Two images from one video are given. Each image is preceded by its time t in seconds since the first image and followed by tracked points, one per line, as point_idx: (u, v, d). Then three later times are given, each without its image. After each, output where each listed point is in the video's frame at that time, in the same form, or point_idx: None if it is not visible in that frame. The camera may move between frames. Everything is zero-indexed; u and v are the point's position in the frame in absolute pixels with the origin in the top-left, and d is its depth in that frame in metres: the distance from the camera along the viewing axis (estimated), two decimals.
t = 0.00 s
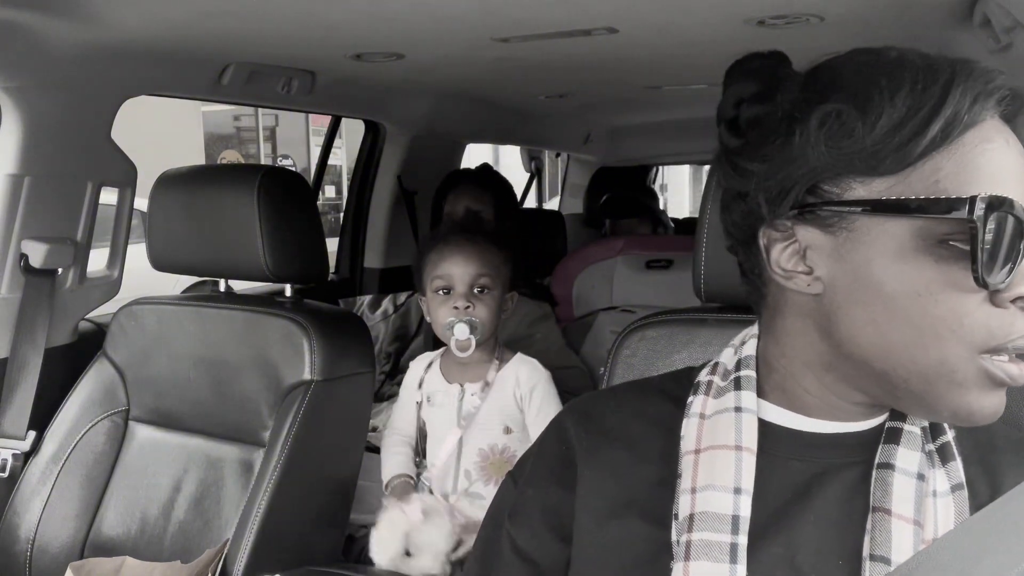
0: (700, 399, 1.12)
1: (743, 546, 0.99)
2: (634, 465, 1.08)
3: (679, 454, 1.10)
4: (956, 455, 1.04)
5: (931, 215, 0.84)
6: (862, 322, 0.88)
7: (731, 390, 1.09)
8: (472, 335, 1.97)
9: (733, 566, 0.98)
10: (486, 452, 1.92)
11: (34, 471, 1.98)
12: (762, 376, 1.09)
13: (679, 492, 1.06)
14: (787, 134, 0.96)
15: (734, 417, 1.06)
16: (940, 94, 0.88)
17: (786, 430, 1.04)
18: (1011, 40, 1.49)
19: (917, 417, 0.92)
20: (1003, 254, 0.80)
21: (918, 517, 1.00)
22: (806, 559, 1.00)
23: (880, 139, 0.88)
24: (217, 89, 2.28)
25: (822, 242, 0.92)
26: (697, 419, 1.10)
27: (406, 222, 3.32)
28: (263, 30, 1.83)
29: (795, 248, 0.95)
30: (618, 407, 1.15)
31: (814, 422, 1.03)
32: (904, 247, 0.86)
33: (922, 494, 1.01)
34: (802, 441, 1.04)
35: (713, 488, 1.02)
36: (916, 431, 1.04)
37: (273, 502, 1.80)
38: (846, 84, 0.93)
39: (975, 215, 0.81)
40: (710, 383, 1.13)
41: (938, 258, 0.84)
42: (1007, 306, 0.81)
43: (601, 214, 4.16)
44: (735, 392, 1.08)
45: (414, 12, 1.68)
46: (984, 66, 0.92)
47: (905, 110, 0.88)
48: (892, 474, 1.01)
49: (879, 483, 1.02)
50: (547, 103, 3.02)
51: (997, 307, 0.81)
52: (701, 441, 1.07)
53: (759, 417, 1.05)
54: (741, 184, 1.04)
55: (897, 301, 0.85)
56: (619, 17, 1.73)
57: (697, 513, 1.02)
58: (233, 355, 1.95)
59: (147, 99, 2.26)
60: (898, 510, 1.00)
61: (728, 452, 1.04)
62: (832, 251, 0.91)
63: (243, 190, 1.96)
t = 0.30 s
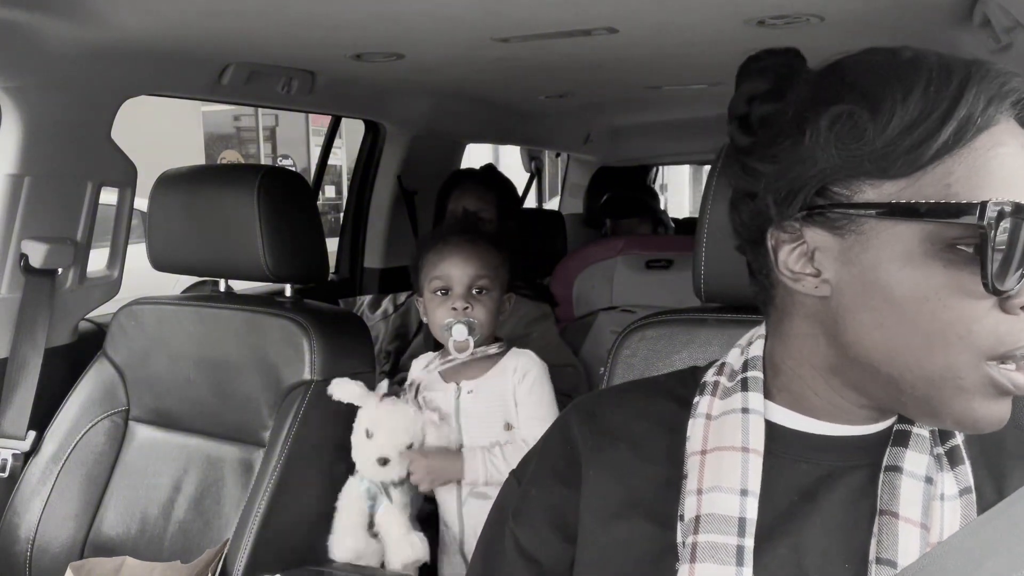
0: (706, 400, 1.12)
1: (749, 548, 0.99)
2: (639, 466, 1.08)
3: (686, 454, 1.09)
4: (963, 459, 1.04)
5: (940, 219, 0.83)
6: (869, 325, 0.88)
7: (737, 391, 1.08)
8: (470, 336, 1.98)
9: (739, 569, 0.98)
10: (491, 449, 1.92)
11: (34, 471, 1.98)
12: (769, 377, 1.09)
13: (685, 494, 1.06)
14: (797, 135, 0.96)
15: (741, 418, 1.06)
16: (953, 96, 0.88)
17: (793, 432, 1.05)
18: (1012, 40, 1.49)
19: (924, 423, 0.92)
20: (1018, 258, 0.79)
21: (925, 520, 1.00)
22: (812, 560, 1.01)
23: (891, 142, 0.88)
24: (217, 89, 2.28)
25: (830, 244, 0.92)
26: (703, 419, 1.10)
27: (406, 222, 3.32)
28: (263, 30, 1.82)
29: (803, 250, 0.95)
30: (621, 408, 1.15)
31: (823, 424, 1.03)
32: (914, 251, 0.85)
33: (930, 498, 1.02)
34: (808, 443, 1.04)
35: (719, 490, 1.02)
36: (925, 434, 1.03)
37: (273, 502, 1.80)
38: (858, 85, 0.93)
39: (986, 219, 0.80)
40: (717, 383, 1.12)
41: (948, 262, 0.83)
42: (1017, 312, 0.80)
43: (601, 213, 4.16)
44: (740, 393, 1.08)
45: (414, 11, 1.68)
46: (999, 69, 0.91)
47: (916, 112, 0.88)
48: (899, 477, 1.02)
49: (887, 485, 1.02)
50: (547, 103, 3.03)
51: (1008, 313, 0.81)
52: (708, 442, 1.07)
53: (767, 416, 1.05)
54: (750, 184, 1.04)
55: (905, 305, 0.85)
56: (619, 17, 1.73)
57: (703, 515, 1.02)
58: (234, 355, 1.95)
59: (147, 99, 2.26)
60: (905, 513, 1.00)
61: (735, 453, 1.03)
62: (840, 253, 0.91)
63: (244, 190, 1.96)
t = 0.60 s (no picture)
0: (702, 400, 1.12)
1: (746, 547, 0.99)
2: (637, 466, 1.08)
3: (682, 454, 1.09)
4: (959, 458, 1.04)
5: (929, 221, 0.84)
6: (858, 327, 0.89)
7: (733, 391, 1.08)
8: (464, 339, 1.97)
9: (736, 567, 0.98)
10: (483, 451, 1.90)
11: (34, 471, 1.98)
12: (764, 377, 1.09)
13: (682, 494, 1.06)
14: (788, 135, 0.96)
15: (737, 418, 1.05)
16: (943, 99, 0.88)
17: (789, 431, 1.04)
18: (1011, 40, 1.49)
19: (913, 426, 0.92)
20: (1005, 261, 0.80)
21: (921, 519, 1.00)
22: (809, 560, 1.01)
23: (880, 144, 0.88)
24: (217, 89, 2.28)
25: (821, 245, 0.92)
26: (700, 419, 1.10)
27: (407, 222, 3.32)
28: (263, 30, 1.82)
29: (794, 250, 0.95)
30: (620, 409, 1.16)
31: (818, 423, 1.02)
32: (904, 253, 0.86)
33: (925, 497, 1.01)
34: (804, 441, 1.03)
35: (716, 489, 1.02)
36: (920, 433, 1.03)
37: (273, 501, 1.80)
38: (849, 86, 0.93)
39: (973, 220, 0.81)
40: (712, 383, 1.13)
41: (937, 264, 0.84)
42: (1004, 314, 0.81)
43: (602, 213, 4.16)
44: (736, 393, 1.08)
45: (414, 11, 1.68)
46: (990, 70, 0.91)
47: (906, 114, 0.88)
48: (895, 476, 1.01)
49: (883, 484, 1.02)
50: (547, 103, 3.02)
51: (996, 315, 0.82)
52: (704, 442, 1.07)
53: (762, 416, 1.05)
54: (742, 184, 1.04)
55: (893, 307, 0.85)
56: (618, 16, 1.73)
57: (700, 514, 1.02)
58: (234, 355, 1.95)
59: (147, 99, 2.26)
60: (901, 512, 0.99)
61: (731, 453, 1.03)
62: (830, 254, 0.91)
63: (243, 190, 1.96)
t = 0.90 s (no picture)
0: (698, 400, 1.12)
1: (742, 546, 0.99)
2: (636, 466, 1.08)
3: (678, 454, 1.09)
4: (955, 456, 1.04)
5: (919, 225, 0.84)
6: (851, 329, 0.89)
7: (728, 391, 1.09)
8: (464, 339, 1.97)
9: (733, 566, 0.98)
10: (477, 457, 1.88)
11: (34, 471, 1.98)
12: (759, 377, 1.10)
13: (679, 494, 1.06)
14: (778, 139, 0.96)
15: (732, 418, 1.06)
16: (932, 102, 0.88)
17: (785, 431, 1.04)
18: (1011, 40, 1.49)
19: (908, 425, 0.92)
20: (994, 262, 0.79)
21: (918, 518, 0.99)
22: (807, 560, 1.00)
23: (870, 149, 0.88)
24: (217, 89, 2.28)
25: (813, 249, 0.93)
26: (696, 419, 1.10)
27: (406, 222, 3.32)
28: (262, 30, 1.83)
29: (786, 253, 0.96)
30: (619, 409, 1.16)
31: (816, 423, 1.03)
32: (895, 256, 0.86)
33: (922, 496, 1.01)
34: (800, 441, 1.04)
35: (712, 489, 1.02)
36: (915, 432, 1.04)
37: (273, 501, 1.80)
38: (838, 89, 0.93)
39: (965, 224, 0.81)
40: (708, 384, 1.13)
41: (930, 266, 0.84)
42: (996, 314, 0.81)
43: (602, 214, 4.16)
44: (732, 393, 1.08)
45: (413, 11, 1.68)
46: (981, 72, 0.91)
47: (896, 118, 0.88)
48: (891, 474, 1.01)
49: (879, 484, 1.02)
50: (547, 103, 3.02)
51: (989, 316, 0.81)
52: (701, 442, 1.07)
53: (757, 417, 1.06)
54: (734, 187, 1.04)
55: (885, 309, 0.86)
56: (618, 17, 1.73)
57: (697, 514, 1.02)
58: (233, 355, 1.95)
59: (147, 99, 2.26)
60: (898, 511, 0.99)
61: (727, 453, 1.04)
62: (822, 258, 0.92)
63: (243, 190, 1.96)
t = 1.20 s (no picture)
0: (696, 400, 1.12)
1: (741, 546, 0.99)
2: (635, 467, 1.08)
3: (677, 454, 1.09)
4: (954, 456, 1.04)
5: (914, 227, 0.84)
6: (847, 331, 0.89)
7: (727, 391, 1.09)
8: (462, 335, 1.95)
9: (732, 566, 0.98)
10: (474, 463, 1.89)
11: (33, 471, 1.98)
12: (757, 377, 1.10)
13: (678, 495, 1.06)
14: (774, 141, 0.96)
15: (730, 418, 1.06)
16: (928, 104, 0.88)
17: (783, 432, 1.04)
18: (1011, 40, 1.49)
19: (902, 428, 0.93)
20: (989, 264, 0.80)
21: (916, 518, 1.00)
22: (806, 560, 1.00)
23: (868, 151, 0.88)
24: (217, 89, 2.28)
25: (809, 251, 0.93)
26: (695, 420, 1.10)
27: (406, 222, 3.32)
28: (262, 30, 1.83)
29: (784, 256, 0.96)
30: (619, 409, 1.16)
31: (815, 423, 1.02)
32: (892, 258, 0.86)
33: (921, 496, 1.01)
34: (799, 442, 1.03)
35: (711, 489, 1.02)
36: (913, 432, 1.03)
37: (273, 502, 1.80)
38: (833, 89, 0.93)
39: (961, 225, 0.81)
40: (706, 384, 1.13)
41: (925, 268, 0.84)
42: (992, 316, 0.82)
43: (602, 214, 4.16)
44: (730, 393, 1.08)
45: (413, 11, 1.68)
46: (975, 72, 0.91)
47: (893, 120, 0.88)
48: (890, 475, 1.01)
49: (878, 484, 1.02)
50: (547, 102, 3.02)
51: (985, 317, 0.82)
52: (699, 442, 1.07)
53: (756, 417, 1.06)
54: (730, 188, 1.04)
55: (880, 311, 0.86)
56: (618, 16, 1.73)
57: (696, 514, 1.02)
58: (233, 355, 1.95)
59: (147, 99, 2.26)
60: (897, 511, 1.00)
61: (726, 453, 1.03)
62: (819, 261, 0.92)
63: (243, 190, 1.96)
